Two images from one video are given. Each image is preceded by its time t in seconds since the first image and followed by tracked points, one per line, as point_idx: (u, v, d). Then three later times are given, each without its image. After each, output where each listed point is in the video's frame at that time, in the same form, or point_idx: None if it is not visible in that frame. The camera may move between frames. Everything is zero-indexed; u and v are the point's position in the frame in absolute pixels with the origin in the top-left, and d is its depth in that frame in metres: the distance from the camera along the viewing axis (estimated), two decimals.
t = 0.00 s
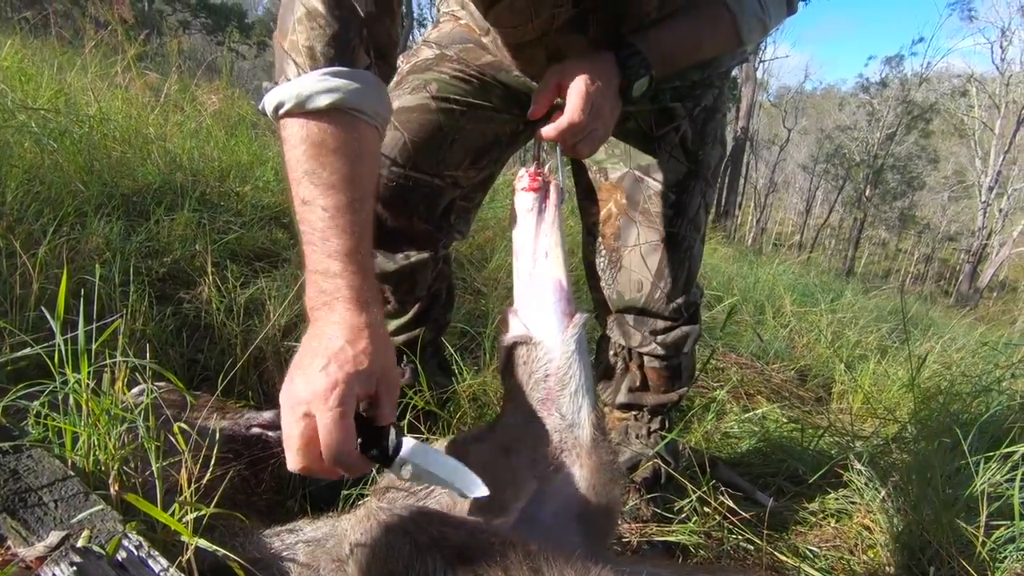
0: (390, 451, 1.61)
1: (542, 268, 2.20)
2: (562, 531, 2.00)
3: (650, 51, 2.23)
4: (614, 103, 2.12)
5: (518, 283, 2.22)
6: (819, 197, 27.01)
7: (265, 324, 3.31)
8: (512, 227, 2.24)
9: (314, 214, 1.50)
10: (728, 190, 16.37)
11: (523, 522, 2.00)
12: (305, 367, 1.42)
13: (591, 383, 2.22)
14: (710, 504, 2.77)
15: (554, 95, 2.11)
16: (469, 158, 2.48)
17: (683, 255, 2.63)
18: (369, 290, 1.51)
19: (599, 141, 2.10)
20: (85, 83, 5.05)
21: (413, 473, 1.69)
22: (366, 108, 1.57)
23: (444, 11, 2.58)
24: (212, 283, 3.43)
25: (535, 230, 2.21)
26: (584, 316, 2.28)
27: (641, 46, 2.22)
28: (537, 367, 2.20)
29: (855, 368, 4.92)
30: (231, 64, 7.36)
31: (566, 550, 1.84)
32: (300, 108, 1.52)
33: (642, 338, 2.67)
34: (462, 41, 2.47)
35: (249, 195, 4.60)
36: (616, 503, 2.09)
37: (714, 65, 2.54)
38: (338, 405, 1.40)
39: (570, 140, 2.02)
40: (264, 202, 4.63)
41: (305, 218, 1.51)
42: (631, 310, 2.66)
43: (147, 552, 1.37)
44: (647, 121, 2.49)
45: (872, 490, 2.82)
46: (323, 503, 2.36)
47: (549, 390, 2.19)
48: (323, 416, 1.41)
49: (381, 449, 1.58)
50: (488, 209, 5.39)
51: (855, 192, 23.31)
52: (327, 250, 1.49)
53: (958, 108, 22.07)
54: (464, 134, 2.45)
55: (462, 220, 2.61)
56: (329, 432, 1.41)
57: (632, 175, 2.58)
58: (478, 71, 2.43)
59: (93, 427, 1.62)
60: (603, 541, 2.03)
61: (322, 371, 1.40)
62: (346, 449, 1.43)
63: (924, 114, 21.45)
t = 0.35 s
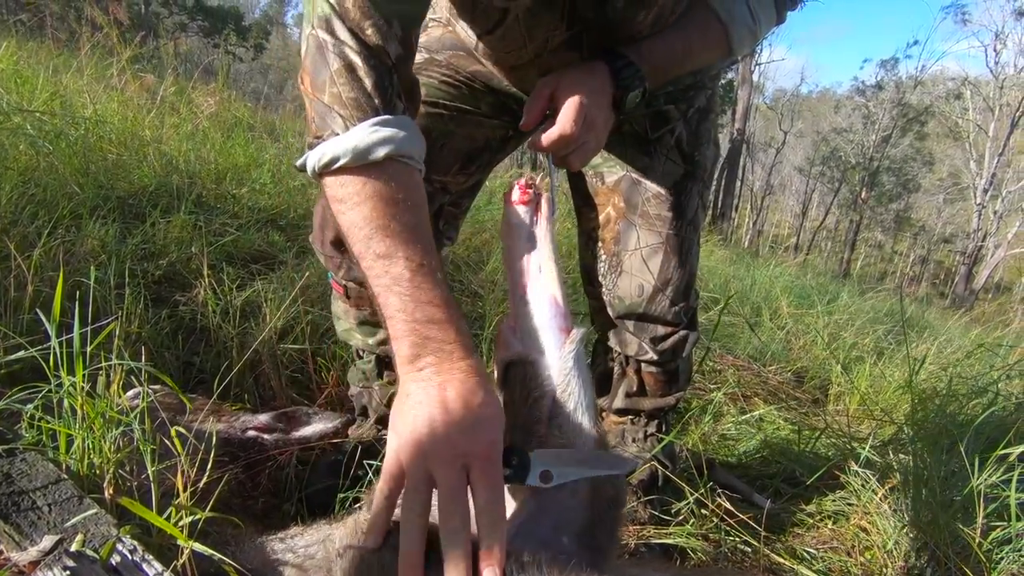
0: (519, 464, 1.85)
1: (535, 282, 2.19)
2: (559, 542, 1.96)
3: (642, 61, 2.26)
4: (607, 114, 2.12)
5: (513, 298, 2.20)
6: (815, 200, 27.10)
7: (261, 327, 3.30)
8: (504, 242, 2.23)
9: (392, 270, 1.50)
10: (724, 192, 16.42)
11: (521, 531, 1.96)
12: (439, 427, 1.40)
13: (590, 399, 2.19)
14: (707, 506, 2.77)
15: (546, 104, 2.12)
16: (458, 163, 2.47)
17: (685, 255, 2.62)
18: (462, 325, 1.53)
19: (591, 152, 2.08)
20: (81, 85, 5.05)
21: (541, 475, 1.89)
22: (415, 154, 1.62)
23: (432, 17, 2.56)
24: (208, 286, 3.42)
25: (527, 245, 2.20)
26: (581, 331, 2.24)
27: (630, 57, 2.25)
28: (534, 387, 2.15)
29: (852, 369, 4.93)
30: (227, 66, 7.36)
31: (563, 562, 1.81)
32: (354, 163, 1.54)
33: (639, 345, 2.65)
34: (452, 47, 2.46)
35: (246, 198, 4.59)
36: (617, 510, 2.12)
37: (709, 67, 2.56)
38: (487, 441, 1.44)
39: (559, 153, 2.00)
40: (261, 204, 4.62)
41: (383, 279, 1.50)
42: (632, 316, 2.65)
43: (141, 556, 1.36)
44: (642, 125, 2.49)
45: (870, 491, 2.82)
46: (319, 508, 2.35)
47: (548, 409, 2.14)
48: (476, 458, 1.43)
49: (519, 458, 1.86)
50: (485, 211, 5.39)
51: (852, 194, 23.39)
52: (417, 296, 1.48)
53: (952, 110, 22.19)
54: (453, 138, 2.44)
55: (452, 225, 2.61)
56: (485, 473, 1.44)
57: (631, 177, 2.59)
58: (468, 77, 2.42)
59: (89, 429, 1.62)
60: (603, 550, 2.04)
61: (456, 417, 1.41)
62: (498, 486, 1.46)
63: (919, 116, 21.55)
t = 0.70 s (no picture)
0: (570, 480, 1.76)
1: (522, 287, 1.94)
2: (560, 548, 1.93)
3: (635, 63, 2.26)
4: (600, 115, 2.11)
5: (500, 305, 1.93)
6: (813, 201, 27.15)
7: (259, 328, 3.29)
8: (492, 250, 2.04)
9: (424, 283, 1.45)
10: (722, 193, 16.45)
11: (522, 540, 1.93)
12: (487, 443, 1.31)
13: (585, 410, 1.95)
14: (706, 507, 2.77)
15: (537, 106, 2.11)
16: (456, 164, 2.49)
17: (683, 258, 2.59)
18: (501, 334, 1.47)
19: (581, 155, 2.09)
20: (79, 86, 5.04)
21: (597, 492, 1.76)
22: (434, 159, 1.61)
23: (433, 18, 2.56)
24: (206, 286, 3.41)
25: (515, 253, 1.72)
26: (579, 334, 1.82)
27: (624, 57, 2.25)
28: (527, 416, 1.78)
29: (850, 370, 4.94)
30: (225, 67, 7.36)
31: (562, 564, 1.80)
32: (376, 170, 1.53)
33: (639, 349, 2.64)
34: (450, 48, 2.47)
35: (244, 199, 4.58)
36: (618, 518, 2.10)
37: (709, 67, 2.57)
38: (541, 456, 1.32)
39: (548, 157, 2.00)
40: (259, 205, 4.61)
41: (414, 289, 1.45)
42: (631, 318, 2.64)
43: (139, 557, 1.36)
44: (642, 125, 2.49)
45: (869, 492, 2.81)
46: (317, 509, 2.32)
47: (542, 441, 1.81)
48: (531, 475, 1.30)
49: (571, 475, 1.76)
50: (483, 213, 5.39)
51: (849, 195, 23.43)
52: (454, 305, 1.44)
53: (949, 111, 22.27)
54: (450, 139, 2.47)
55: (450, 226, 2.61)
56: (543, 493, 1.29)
57: (631, 179, 2.59)
58: (466, 77, 2.44)
59: (86, 431, 1.60)
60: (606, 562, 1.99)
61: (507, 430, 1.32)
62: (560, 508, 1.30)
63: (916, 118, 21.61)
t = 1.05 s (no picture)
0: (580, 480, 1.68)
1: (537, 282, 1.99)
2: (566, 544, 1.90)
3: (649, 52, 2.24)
4: (613, 106, 2.11)
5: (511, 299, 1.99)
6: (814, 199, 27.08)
7: (261, 322, 3.28)
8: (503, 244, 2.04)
9: (435, 275, 1.44)
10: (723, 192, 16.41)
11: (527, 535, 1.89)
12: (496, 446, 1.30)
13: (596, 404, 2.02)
14: (710, 503, 2.76)
15: (550, 97, 2.10)
16: (464, 155, 2.45)
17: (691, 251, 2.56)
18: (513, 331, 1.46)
19: (595, 147, 2.09)
20: (79, 81, 5.02)
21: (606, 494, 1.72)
22: (447, 142, 1.59)
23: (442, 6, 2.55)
24: (208, 280, 3.40)
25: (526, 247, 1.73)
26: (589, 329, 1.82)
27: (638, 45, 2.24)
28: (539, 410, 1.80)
29: (853, 367, 4.92)
30: (225, 63, 7.33)
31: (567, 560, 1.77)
32: (391, 156, 1.53)
33: (647, 345, 2.62)
34: (457, 36, 2.44)
35: (246, 194, 4.56)
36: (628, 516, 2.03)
37: (721, 59, 2.55)
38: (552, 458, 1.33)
39: (562, 147, 2.01)
40: (261, 201, 4.59)
41: (427, 282, 1.44)
42: (638, 314, 2.61)
43: (141, 550, 1.34)
44: (652, 118, 2.49)
45: (874, 488, 2.80)
46: (320, 505, 2.30)
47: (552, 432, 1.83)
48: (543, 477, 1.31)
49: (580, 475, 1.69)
50: (485, 209, 5.37)
51: (851, 194, 23.36)
52: (467, 300, 1.42)
53: (951, 109, 22.22)
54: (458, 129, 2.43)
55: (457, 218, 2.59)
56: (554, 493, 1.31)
57: (641, 172, 2.58)
58: (475, 66, 2.41)
59: (88, 423, 1.58)
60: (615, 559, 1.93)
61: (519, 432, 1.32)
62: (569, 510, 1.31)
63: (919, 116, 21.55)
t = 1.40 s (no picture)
0: (479, 431, 1.66)
1: (548, 269, 2.13)
2: (569, 530, 1.94)
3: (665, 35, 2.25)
4: (627, 89, 2.11)
5: (521, 288, 2.16)
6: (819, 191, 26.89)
7: (263, 309, 3.26)
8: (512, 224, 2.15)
9: (384, 250, 1.63)
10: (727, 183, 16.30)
11: (531, 521, 1.92)
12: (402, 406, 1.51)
13: (605, 386, 2.13)
14: (713, 492, 2.77)
15: (563, 81, 2.10)
16: (474, 139, 2.42)
17: (702, 245, 2.57)
18: (447, 311, 1.64)
19: (608, 130, 2.07)
20: (81, 68, 5.00)
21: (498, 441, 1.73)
22: (412, 131, 1.68)
23: None
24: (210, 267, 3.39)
25: (538, 229, 2.13)
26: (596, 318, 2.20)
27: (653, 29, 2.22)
28: (546, 376, 2.13)
29: (857, 359, 4.88)
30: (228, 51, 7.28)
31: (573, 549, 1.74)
32: (350, 144, 1.64)
33: (653, 334, 2.59)
34: (468, 16, 2.41)
35: (248, 182, 4.53)
36: (633, 503, 2.02)
37: (737, 43, 2.48)
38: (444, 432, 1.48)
39: (574, 129, 2.00)
40: (263, 189, 4.56)
41: (378, 255, 1.64)
42: (646, 303, 2.58)
43: (142, 533, 1.33)
44: (664, 103, 2.44)
45: (877, 479, 2.80)
46: (320, 492, 2.28)
47: (559, 399, 2.10)
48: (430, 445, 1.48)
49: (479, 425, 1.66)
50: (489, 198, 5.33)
51: (857, 185, 23.17)
52: (408, 278, 1.62)
53: (960, 100, 21.97)
54: (469, 113, 2.38)
55: (464, 203, 2.58)
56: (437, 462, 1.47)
57: (652, 159, 2.48)
58: (486, 47, 2.36)
59: (88, 406, 1.58)
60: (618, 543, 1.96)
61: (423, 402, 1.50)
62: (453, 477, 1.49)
63: (927, 107, 21.31)
